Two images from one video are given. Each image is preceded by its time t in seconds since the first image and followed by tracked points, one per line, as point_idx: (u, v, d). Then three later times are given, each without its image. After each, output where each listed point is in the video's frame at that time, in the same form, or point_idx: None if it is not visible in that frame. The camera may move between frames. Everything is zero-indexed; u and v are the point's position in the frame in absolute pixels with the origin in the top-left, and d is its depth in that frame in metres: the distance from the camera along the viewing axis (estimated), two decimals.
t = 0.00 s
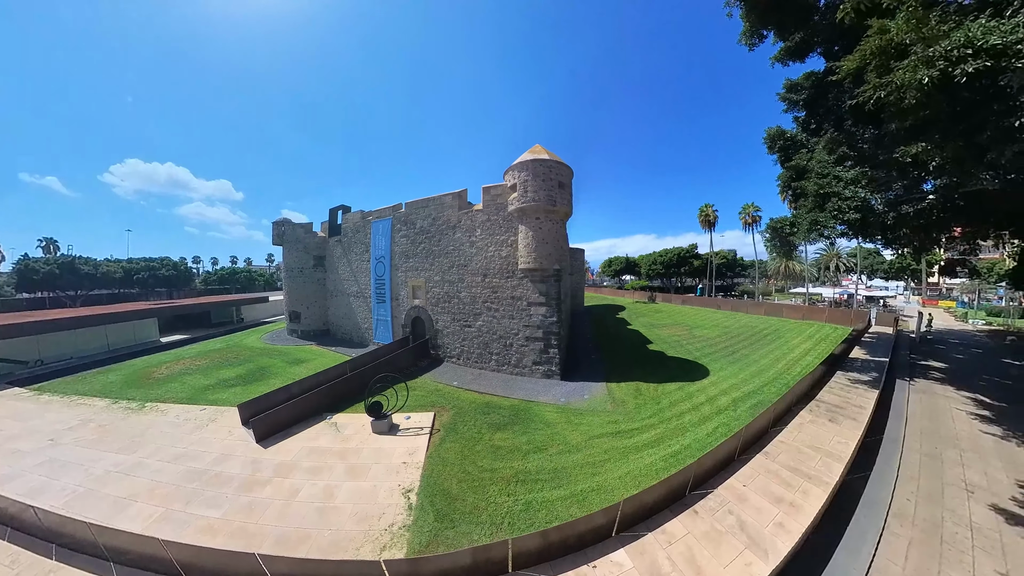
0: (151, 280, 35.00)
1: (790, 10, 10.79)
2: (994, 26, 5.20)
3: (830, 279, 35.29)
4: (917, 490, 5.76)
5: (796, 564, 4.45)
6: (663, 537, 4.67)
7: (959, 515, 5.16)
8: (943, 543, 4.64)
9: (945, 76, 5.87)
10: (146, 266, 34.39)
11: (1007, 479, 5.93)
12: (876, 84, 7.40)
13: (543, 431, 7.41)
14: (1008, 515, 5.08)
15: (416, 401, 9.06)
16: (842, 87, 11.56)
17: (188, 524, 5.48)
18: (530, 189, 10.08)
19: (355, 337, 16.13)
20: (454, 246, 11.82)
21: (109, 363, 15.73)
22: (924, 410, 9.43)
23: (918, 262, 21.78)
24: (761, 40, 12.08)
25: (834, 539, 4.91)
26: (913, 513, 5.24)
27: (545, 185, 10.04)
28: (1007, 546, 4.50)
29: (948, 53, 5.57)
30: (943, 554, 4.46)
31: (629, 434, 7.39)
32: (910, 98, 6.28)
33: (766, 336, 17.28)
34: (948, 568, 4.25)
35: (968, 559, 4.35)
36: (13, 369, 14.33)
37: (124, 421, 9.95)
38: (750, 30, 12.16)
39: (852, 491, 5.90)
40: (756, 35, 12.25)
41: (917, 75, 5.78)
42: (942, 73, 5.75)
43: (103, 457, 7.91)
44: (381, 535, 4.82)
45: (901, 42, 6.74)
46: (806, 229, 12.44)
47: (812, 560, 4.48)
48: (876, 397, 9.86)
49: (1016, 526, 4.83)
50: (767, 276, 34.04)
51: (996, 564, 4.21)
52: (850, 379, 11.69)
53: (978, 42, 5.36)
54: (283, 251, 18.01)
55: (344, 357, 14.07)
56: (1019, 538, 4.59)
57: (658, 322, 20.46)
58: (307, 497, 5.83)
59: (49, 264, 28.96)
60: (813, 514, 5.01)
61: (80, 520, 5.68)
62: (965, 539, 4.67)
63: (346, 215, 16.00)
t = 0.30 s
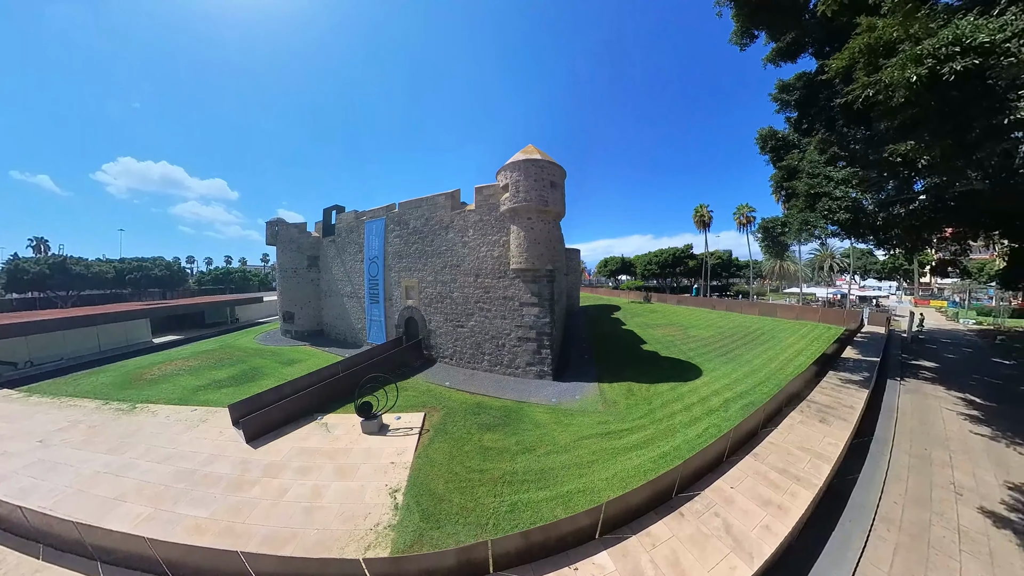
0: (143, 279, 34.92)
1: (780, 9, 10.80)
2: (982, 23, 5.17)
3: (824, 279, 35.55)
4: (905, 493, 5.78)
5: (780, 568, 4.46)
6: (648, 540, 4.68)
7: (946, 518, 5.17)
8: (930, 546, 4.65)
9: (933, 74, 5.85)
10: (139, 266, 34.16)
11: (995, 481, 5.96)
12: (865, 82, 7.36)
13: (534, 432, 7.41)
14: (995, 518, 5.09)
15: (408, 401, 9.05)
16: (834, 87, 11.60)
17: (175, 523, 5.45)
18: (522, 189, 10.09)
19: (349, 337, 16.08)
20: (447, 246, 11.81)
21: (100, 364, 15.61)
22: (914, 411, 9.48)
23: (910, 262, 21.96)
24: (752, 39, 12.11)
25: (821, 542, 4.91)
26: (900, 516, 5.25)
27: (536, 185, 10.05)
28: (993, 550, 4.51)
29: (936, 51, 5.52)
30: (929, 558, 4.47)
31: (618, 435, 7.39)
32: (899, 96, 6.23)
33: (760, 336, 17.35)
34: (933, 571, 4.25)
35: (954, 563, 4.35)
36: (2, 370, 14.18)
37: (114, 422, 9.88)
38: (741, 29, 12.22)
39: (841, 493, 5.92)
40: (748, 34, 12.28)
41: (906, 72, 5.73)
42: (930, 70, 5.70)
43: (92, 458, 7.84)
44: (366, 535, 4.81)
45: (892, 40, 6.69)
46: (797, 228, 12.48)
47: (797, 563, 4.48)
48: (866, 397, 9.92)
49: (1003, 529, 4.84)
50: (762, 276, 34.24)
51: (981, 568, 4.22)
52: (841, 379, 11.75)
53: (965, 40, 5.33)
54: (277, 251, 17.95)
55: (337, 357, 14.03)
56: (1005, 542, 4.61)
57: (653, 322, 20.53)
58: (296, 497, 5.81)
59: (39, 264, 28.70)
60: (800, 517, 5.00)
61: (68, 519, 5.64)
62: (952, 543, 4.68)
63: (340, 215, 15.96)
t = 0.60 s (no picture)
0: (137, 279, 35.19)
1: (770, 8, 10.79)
2: (970, 19, 5.14)
3: (819, 279, 35.68)
4: (895, 495, 5.78)
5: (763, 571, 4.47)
6: (632, 541, 4.69)
7: (935, 521, 5.18)
8: (916, 550, 4.65)
9: (921, 70, 5.77)
10: (133, 267, 34.01)
11: (985, 483, 5.99)
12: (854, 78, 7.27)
13: (523, 432, 7.42)
14: (984, 521, 5.10)
15: (400, 401, 9.04)
16: (826, 87, 11.65)
17: (164, 521, 5.46)
18: (514, 189, 10.09)
19: (344, 337, 16.06)
20: (440, 246, 11.81)
21: (93, 364, 15.54)
22: (905, 412, 9.50)
23: (904, 262, 22.07)
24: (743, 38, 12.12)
25: (809, 545, 4.91)
26: (888, 519, 5.25)
27: (529, 185, 10.05)
28: (980, 554, 4.52)
29: (925, 47, 5.48)
30: (915, 561, 4.47)
31: (608, 435, 7.39)
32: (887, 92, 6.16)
33: (754, 336, 17.39)
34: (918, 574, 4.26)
35: (938, 566, 4.36)
36: None
37: (107, 422, 9.85)
38: (732, 29, 12.23)
39: (828, 494, 5.94)
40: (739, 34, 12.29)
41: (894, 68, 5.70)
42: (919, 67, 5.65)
43: (83, 458, 7.82)
44: (352, 533, 4.82)
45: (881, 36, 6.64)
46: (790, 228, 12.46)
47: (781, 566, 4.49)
48: (857, 398, 9.95)
49: (990, 532, 4.84)
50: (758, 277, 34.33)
51: (967, 572, 4.22)
52: (834, 379, 11.79)
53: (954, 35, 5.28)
54: (272, 251, 17.92)
55: (332, 358, 14.01)
56: (992, 545, 4.62)
57: (648, 322, 20.58)
58: (284, 495, 5.80)
59: (32, 264, 28.51)
60: (786, 518, 5.00)
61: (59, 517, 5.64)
62: (939, 547, 4.68)
63: (335, 215, 15.96)
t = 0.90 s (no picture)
0: (137, 279, 35.44)
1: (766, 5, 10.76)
2: (971, 10, 5.02)
3: (819, 280, 35.57)
4: (892, 502, 5.72)
5: None
6: (622, 548, 4.65)
7: (933, 531, 5.11)
8: (912, 561, 4.58)
9: (921, 63, 5.66)
10: (132, 267, 34.10)
11: (986, 490, 5.92)
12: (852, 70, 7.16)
13: (516, 433, 7.39)
14: (985, 531, 5.02)
15: (394, 402, 9.01)
16: (824, 86, 11.60)
17: (157, 520, 5.45)
18: (510, 189, 10.06)
19: (341, 338, 16.06)
20: (436, 247, 11.79)
21: (91, 364, 15.56)
22: (904, 415, 9.42)
23: (905, 262, 21.95)
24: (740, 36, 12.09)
25: (802, 553, 4.86)
26: (884, 528, 5.18)
27: (524, 185, 10.03)
28: (980, 565, 4.44)
29: (924, 38, 5.35)
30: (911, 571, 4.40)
31: (601, 438, 7.36)
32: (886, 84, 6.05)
33: (753, 337, 17.33)
34: None
35: None
36: None
37: (103, 422, 9.86)
38: (728, 27, 12.21)
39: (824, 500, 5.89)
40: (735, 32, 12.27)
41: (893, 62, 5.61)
42: (918, 59, 5.51)
43: (78, 457, 7.82)
44: (341, 533, 4.80)
45: (879, 27, 6.50)
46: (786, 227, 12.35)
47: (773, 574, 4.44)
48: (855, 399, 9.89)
49: (989, 542, 4.77)
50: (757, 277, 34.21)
51: None
52: (832, 380, 11.72)
53: (955, 26, 5.15)
54: (270, 251, 17.93)
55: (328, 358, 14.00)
56: (992, 556, 4.54)
57: (647, 322, 20.53)
58: (276, 495, 5.78)
59: (31, 263, 28.57)
60: (780, 525, 4.95)
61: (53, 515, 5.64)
62: (937, 558, 4.61)
63: (332, 215, 15.96)
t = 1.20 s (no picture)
0: (135, 279, 35.51)
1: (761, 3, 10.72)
2: None
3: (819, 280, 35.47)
4: (890, 510, 5.66)
5: None
6: (612, 553, 4.62)
7: (931, 539, 5.04)
8: (907, 571, 4.51)
9: (919, 55, 5.56)
10: (131, 267, 34.20)
11: (985, 497, 5.86)
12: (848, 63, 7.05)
13: (509, 435, 7.35)
14: (986, 540, 4.96)
15: (389, 403, 8.99)
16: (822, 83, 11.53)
17: (149, 519, 5.44)
18: (505, 188, 10.04)
19: (338, 338, 16.06)
20: (433, 247, 11.77)
21: (88, 364, 15.57)
22: (902, 417, 9.36)
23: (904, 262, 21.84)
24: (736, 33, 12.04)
25: (796, 561, 4.82)
26: (881, 536, 5.11)
27: (519, 185, 10.00)
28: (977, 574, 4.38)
29: (923, 29, 5.25)
30: None
31: (595, 439, 7.32)
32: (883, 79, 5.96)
33: (751, 337, 17.28)
34: None
35: None
36: None
37: (99, 421, 9.87)
38: (724, 25, 12.17)
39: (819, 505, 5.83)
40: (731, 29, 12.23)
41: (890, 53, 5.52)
42: (917, 50, 5.42)
43: (73, 456, 7.82)
44: (330, 532, 4.79)
45: (875, 19, 6.41)
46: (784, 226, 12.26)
47: None
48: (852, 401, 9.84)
49: (988, 553, 4.69)
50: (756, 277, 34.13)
51: None
52: (830, 382, 11.66)
53: (955, 16, 5.06)
54: (267, 251, 17.95)
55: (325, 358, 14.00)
56: (992, 567, 4.46)
57: (645, 323, 20.48)
58: (268, 494, 5.77)
59: (29, 263, 28.63)
60: (773, 530, 4.90)
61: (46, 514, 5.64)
62: (934, 567, 4.55)
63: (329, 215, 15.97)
